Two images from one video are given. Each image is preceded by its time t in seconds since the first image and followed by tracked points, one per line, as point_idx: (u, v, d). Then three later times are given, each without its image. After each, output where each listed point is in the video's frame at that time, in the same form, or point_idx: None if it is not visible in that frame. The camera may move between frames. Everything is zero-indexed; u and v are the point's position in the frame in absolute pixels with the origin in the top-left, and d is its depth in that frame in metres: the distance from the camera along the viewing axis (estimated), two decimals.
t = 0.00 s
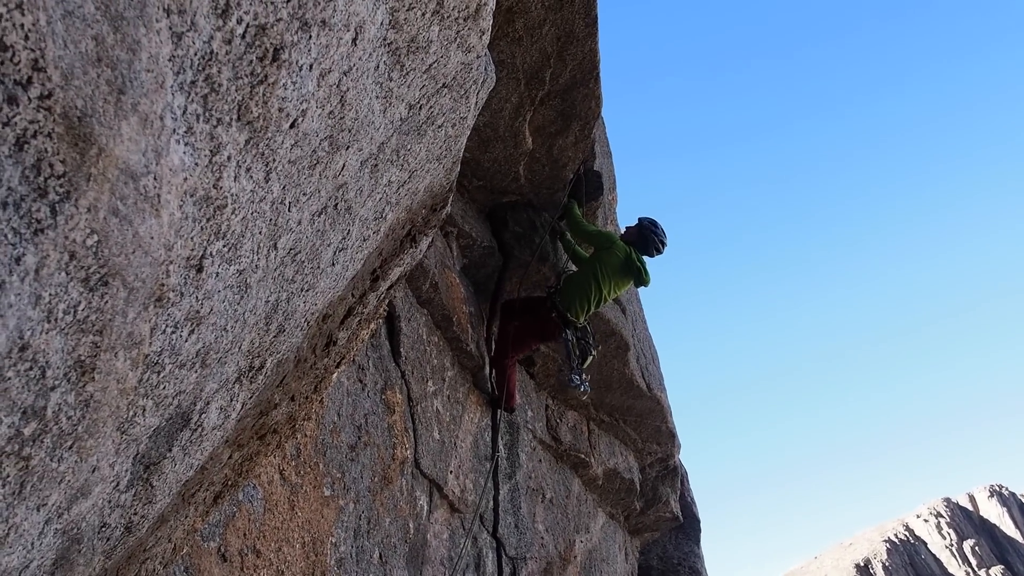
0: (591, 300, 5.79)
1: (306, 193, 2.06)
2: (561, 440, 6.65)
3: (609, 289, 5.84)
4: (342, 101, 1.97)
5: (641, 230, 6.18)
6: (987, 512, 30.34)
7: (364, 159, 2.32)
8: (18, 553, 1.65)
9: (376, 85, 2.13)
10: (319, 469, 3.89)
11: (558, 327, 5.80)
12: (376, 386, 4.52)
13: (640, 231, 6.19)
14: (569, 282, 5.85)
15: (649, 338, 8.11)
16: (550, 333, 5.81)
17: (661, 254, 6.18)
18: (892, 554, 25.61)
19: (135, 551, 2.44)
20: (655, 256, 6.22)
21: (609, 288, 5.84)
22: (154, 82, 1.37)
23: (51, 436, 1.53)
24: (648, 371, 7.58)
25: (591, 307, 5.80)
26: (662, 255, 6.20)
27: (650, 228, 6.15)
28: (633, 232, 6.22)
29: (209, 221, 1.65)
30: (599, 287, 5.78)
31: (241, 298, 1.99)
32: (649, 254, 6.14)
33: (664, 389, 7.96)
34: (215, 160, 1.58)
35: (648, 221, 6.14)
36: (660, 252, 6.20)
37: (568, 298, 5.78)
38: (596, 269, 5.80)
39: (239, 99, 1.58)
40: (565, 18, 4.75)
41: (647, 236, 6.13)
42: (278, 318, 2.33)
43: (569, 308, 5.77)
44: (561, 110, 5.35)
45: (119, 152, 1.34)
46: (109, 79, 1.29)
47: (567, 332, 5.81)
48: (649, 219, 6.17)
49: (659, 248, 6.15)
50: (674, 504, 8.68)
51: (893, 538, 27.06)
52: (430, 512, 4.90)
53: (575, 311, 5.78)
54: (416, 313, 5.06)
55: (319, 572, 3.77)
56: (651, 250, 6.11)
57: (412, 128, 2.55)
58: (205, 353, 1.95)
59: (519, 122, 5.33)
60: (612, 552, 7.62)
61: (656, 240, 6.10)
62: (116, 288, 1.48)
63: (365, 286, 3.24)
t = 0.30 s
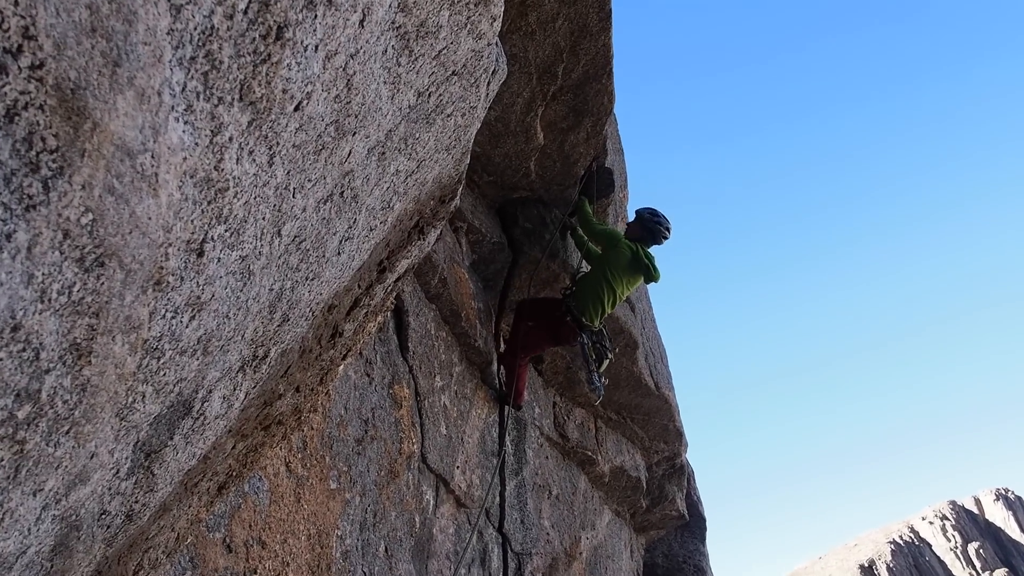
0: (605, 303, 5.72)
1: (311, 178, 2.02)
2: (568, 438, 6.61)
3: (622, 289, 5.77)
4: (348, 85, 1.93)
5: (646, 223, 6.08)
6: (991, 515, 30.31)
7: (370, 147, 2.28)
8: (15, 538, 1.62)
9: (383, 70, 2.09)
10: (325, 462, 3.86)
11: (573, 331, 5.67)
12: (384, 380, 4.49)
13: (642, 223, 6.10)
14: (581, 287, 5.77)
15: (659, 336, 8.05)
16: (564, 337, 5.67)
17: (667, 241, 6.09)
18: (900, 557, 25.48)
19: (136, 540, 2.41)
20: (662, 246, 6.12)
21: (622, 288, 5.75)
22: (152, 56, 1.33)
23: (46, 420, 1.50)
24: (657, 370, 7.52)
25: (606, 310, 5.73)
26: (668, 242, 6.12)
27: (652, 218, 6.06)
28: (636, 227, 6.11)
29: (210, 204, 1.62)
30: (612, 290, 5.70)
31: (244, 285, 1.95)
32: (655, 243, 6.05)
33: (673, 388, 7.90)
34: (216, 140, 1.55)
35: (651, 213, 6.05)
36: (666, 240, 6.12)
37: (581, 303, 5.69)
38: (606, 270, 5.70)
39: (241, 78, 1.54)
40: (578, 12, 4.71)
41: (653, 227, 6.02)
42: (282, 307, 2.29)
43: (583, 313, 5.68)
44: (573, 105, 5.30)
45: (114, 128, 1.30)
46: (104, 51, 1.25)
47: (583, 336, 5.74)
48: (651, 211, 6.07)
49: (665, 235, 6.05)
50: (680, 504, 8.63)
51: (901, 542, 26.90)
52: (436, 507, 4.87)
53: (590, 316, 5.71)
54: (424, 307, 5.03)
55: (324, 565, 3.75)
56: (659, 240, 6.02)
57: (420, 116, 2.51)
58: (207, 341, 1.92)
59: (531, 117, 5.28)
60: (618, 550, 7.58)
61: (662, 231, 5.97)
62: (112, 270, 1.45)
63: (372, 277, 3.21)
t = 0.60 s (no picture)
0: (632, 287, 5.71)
1: (331, 152, 2.02)
2: (590, 418, 6.61)
3: (646, 271, 5.72)
4: (367, 57, 1.92)
5: (659, 200, 5.95)
6: None
7: (391, 121, 2.27)
8: (46, 504, 1.65)
9: (403, 42, 2.08)
10: (349, 439, 3.90)
11: (598, 318, 5.69)
12: (406, 359, 4.51)
13: (654, 200, 5.98)
14: (606, 273, 5.75)
15: (682, 316, 8.00)
16: (589, 324, 5.70)
17: (684, 213, 5.95)
18: (925, 541, 25.34)
19: (164, 510, 2.45)
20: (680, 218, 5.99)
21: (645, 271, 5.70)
22: (170, 23, 1.33)
23: (74, 388, 1.52)
24: (679, 350, 7.49)
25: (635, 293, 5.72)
26: (685, 214, 5.98)
27: (665, 193, 5.94)
28: (650, 205, 6.00)
29: (230, 175, 1.62)
30: (635, 274, 5.67)
31: (266, 259, 1.96)
32: (672, 218, 5.94)
33: (696, 369, 7.87)
34: (236, 111, 1.55)
35: (663, 189, 5.92)
36: (684, 212, 5.99)
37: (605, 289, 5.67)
38: (625, 256, 5.66)
39: (259, 47, 1.54)
40: None
41: (667, 202, 5.90)
42: (304, 281, 2.30)
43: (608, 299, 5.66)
44: (596, 82, 5.25)
45: (133, 96, 1.31)
46: (122, 17, 1.26)
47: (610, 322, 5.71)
48: (662, 186, 5.93)
49: (682, 208, 5.92)
50: (703, 484, 8.62)
51: (926, 525, 26.71)
52: (458, 485, 4.90)
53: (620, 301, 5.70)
54: (446, 286, 5.04)
55: (348, 541, 3.79)
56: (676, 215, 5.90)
57: (441, 90, 2.50)
58: (230, 314, 1.94)
59: (553, 95, 5.23)
60: (640, 530, 7.59)
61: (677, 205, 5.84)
62: (134, 239, 1.46)
63: (394, 253, 3.21)
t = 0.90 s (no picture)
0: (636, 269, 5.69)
1: (336, 129, 2.01)
2: (592, 398, 6.63)
3: (647, 252, 5.68)
4: (373, 34, 1.91)
5: (654, 179, 5.87)
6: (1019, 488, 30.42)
7: (396, 99, 2.26)
8: (50, 479, 1.66)
9: (408, 19, 2.06)
10: (351, 417, 3.92)
11: (601, 303, 5.73)
12: (409, 338, 4.52)
13: (649, 180, 5.91)
14: (609, 255, 5.75)
15: (683, 297, 8.00)
16: (594, 309, 5.74)
17: (680, 188, 5.85)
18: (920, 521, 25.55)
19: (167, 487, 2.47)
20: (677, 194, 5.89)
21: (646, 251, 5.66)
22: None
23: (78, 364, 1.53)
24: (681, 331, 7.49)
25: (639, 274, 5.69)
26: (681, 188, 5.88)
27: (659, 172, 5.86)
28: (645, 185, 5.93)
29: (236, 152, 1.62)
30: (636, 255, 5.64)
31: (271, 237, 1.96)
32: (668, 196, 5.85)
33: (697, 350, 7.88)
34: (241, 87, 1.54)
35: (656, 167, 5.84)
36: (680, 188, 5.89)
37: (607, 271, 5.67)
38: (625, 239, 5.64)
39: (265, 23, 1.53)
40: None
41: (661, 181, 5.81)
42: (308, 259, 2.31)
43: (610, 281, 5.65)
44: (601, 61, 5.21)
45: (139, 71, 1.31)
46: None
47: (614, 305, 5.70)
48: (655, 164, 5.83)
49: (676, 184, 5.80)
50: (702, 464, 8.67)
51: (924, 506, 26.88)
52: (460, 464, 4.93)
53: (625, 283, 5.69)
54: (449, 266, 5.04)
55: (350, 518, 3.82)
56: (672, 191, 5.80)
57: (446, 68, 2.49)
58: (234, 291, 1.94)
59: (557, 74, 5.20)
60: (639, 509, 7.65)
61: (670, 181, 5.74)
62: (140, 215, 1.46)
63: (397, 232, 3.21)
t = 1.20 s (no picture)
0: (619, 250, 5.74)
1: (321, 102, 2.00)
2: (571, 377, 6.68)
3: (630, 233, 5.73)
4: (360, 6, 1.90)
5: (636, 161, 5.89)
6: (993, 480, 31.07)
7: (382, 72, 2.24)
8: (25, 447, 1.66)
9: None
10: (330, 392, 3.93)
11: (585, 284, 5.74)
12: (390, 315, 4.52)
13: (632, 162, 5.92)
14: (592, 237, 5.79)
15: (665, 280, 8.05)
16: (577, 291, 5.76)
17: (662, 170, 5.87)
18: (890, 506, 26.06)
19: (143, 458, 2.47)
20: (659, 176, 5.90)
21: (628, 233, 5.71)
22: None
23: (56, 330, 1.52)
24: (662, 314, 7.55)
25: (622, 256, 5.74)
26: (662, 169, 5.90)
27: (642, 155, 5.86)
28: (628, 167, 5.94)
29: (219, 120, 1.60)
30: (619, 236, 5.69)
31: (253, 208, 1.95)
32: (650, 178, 5.87)
33: (676, 332, 7.95)
34: (226, 56, 1.53)
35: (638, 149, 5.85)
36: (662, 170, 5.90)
37: (590, 252, 5.71)
38: (608, 220, 5.69)
39: None
40: None
41: (643, 163, 5.82)
42: (290, 232, 2.30)
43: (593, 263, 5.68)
44: (589, 41, 5.19)
45: (122, 36, 1.30)
46: None
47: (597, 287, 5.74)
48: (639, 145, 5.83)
49: (658, 166, 5.81)
50: (678, 446, 8.77)
51: (894, 492, 27.40)
52: (438, 441, 4.96)
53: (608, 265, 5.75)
54: (432, 243, 5.03)
55: (327, 492, 3.83)
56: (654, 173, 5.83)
57: (433, 43, 2.47)
58: (214, 262, 1.93)
59: (545, 52, 5.18)
60: (616, 489, 7.73)
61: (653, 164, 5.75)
62: (121, 182, 1.45)
63: (381, 207, 3.20)
